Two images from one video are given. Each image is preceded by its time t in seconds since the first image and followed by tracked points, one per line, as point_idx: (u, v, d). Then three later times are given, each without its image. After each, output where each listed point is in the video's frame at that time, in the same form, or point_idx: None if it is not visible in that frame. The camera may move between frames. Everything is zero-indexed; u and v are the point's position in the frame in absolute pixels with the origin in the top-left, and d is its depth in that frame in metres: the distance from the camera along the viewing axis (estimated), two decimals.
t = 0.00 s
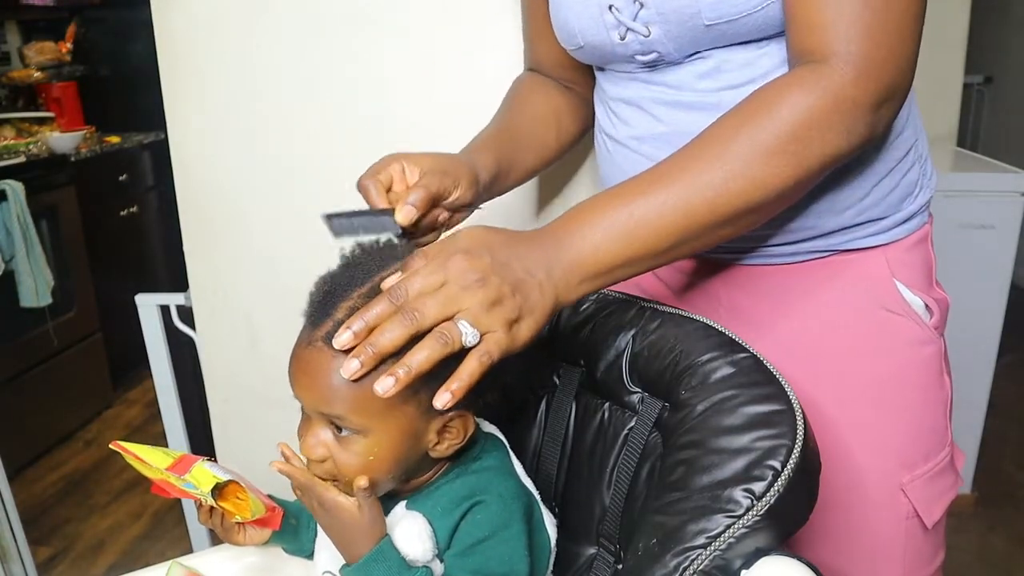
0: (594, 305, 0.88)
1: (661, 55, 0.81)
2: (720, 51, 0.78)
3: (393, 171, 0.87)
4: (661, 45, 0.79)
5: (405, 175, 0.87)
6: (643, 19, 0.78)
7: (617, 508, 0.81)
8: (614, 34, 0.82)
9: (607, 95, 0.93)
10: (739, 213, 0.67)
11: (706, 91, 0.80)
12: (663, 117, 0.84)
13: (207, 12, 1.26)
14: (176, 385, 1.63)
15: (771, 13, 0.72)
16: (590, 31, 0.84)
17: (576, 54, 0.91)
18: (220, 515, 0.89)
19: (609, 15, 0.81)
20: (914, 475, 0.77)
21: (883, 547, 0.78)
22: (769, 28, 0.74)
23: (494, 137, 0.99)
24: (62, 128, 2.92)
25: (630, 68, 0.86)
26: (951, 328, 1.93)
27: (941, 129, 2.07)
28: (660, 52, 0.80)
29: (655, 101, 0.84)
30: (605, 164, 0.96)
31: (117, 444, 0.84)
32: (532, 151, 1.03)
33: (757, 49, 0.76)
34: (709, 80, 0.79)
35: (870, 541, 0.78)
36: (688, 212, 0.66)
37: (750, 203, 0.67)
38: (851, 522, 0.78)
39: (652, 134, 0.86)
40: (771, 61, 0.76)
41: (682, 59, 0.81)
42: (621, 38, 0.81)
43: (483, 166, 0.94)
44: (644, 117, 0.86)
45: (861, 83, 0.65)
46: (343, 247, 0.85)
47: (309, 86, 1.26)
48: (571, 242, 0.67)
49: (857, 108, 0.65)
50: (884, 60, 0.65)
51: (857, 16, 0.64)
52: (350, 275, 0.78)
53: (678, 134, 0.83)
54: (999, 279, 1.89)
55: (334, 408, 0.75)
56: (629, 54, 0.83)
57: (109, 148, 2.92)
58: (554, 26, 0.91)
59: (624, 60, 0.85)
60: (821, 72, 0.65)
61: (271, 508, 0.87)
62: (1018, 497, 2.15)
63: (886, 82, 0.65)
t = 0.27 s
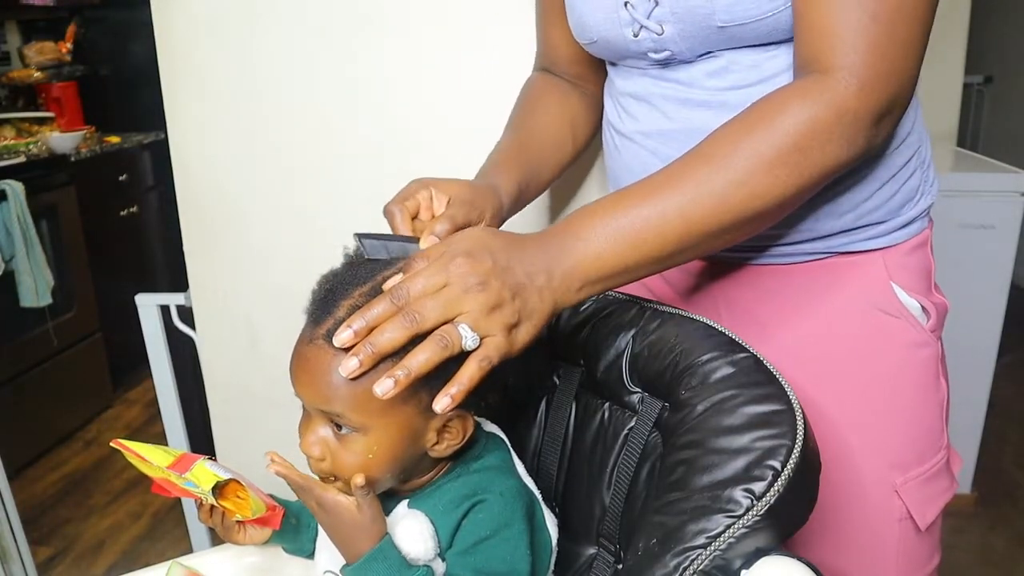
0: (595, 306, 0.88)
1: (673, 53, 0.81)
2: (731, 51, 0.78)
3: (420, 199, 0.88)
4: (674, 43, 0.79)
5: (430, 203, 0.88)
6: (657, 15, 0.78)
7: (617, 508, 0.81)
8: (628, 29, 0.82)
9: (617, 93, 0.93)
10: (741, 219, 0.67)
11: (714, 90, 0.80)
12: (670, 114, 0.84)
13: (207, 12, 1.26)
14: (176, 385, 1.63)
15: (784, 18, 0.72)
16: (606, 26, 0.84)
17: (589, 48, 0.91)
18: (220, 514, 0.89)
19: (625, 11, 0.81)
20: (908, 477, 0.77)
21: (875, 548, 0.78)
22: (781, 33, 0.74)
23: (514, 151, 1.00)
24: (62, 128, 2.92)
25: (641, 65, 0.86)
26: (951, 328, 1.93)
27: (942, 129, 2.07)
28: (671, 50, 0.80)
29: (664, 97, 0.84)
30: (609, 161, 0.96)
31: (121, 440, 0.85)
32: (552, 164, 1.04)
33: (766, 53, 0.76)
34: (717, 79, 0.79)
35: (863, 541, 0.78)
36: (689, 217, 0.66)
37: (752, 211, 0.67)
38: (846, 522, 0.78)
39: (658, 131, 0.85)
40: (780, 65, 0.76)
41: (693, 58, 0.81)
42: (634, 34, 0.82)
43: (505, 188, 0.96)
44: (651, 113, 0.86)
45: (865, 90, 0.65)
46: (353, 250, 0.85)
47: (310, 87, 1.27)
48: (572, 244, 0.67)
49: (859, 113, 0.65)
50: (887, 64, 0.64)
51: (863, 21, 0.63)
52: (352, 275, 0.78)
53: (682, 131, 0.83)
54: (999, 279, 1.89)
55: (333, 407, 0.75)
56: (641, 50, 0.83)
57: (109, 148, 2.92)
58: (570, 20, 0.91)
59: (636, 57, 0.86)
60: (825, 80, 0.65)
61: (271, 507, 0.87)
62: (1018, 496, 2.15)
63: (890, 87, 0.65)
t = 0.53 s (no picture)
0: (595, 306, 0.88)
1: (682, 50, 0.81)
2: (740, 50, 0.78)
3: (432, 173, 0.89)
4: (684, 40, 0.79)
5: (442, 178, 0.89)
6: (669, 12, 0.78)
7: (617, 508, 0.81)
8: (639, 24, 0.82)
9: (622, 88, 0.93)
10: (741, 220, 0.67)
11: (722, 86, 0.80)
12: (677, 109, 0.84)
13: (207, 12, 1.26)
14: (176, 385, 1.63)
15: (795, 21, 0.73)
16: (616, 20, 0.84)
17: (596, 41, 0.91)
18: (220, 514, 0.88)
19: (636, 6, 0.81)
20: (905, 475, 0.77)
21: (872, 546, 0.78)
22: (792, 35, 0.75)
23: (524, 134, 1.01)
24: (62, 128, 2.92)
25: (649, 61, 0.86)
26: (951, 328, 1.93)
27: (942, 129, 2.07)
28: (681, 47, 0.80)
29: (672, 92, 0.84)
30: (613, 156, 0.96)
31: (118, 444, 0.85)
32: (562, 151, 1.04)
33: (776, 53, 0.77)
34: (726, 76, 0.79)
35: (860, 539, 0.78)
36: (689, 217, 0.66)
37: (753, 211, 0.67)
38: (842, 521, 0.78)
39: (665, 126, 0.85)
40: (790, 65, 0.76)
41: (702, 56, 0.80)
42: (645, 29, 0.81)
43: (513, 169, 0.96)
44: (658, 108, 0.86)
45: (865, 93, 0.65)
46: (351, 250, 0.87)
47: (310, 87, 1.27)
48: (572, 244, 0.67)
49: (860, 112, 0.65)
50: (889, 69, 0.64)
51: (866, 25, 0.63)
52: (348, 279, 0.79)
53: (689, 127, 0.83)
54: (999, 279, 1.89)
55: (332, 412, 0.75)
56: (650, 46, 0.83)
57: (109, 148, 2.92)
58: (579, 14, 0.91)
59: (644, 53, 0.85)
60: (825, 83, 0.65)
61: (271, 508, 0.87)
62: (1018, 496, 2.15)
63: (891, 89, 0.65)
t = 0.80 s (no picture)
0: (595, 307, 0.88)
1: (688, 51, 0.81)
2: (745, 51, 0.78)
3: (416, 210, 0.89)
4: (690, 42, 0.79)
5: (428, 215, 0.89)
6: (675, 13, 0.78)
7: (617, 508, 0.81)
8: (645, 26, 0.82)
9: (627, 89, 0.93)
10: (742, 223, 0.67)
11: (726, 88, 0.80)
12: (681, 111, 0.84)
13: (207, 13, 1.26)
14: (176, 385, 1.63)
15: (800, 24, 0.72)
16: (622, 22, 0.84)
17: (602, 43, 0.91)
18: (220, 515, 0.88)
19: (642, 8, 0.81)
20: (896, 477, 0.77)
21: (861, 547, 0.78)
22: (797, 37, 0.75)
23: (516, 157, 1.00)
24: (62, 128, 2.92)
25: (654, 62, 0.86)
26: (951, 328, 1.93)
27: (942, 129, 2.07)
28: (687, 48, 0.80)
29: (676, 93, 0.84)
30: (616, 157, 0.96)
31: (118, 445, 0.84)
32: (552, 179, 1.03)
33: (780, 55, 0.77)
34: (731, 77, 0.79)
35: (849, 540, 0.78)
36: (691, 218, 0.66)
37: (755, 213, 0.67)
38: (835, 522, 0.78)
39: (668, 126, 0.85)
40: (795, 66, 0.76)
41: (708, 57, 0.81)
42: (651, 31, 0.81)
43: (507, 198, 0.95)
44: (661, 109, 0.86)
45: (867, 96, 0.65)
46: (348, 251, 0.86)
47: (310, 88, 1.27)
48: (574, 247, 0.67)
49: (861, 115, 0.65)
50: (890, 73, 0.64)
51: (869, 29, 0.63)
52: (350, 282, 0.78)
53: (693, 129, 0.83)
54: (999, 279, 1.89)
55: (335, 416, 0.75)
56: (656, 48, 0.83)
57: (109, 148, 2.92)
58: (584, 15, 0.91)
59: (649, 54, 0.86)
60: (828, 86, 0.65)
61: (271, 509, 0.87)
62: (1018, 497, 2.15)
63: (892, 90, 0.65)
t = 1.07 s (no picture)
0: (596, 306, 0.88)
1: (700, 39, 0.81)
2: (756, 44, 0.78)
3: (379, 138, 0.90)
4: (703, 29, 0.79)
5: (389, 142, 0.90)
6: None
7: (617, 509, 0.81)
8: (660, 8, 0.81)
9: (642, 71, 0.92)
10: (765, 223, 0.66)
11: (734, 79, 0.80)
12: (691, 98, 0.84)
13: (207, 13, 1.26)
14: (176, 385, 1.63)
15: (812, 22, 0.72)
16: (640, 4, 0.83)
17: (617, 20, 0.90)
18: (220, 518, 0.88)
19: None
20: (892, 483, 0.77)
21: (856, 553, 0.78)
22: (807, 36, 0.74)
23: (509, 120, 1.00)
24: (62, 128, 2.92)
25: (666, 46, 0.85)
26: (951, 329, 1.93)
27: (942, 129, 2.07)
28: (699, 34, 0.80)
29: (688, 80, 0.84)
30: (624, 142, 0.96)
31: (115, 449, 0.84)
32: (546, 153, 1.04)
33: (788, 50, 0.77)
34: (739, 69, 0.80)
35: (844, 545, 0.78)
36: (716, 215, 0.65)
37: (771, 217, 0.66)
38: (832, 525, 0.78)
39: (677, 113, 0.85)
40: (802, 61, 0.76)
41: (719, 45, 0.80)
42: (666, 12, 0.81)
43: (481, 156, 0.94)
44: (671, 96, 0.86)
45: (901, 104, 0.65)
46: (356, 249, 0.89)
47: (309, 88, 1.27)
48: (599, 233, 0.65)
49: (892, 123, 0.65)
50: (921, 84, 0.65)
51: (898, 38, 0.64)
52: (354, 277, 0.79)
53: (698, 118, 0.83)
54: (1000, 279, 1.89)
55: (333, 415, 0.76)
56: (669, 30, 0.82)
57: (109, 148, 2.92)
58: None
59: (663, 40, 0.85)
60: (861, 94, 0.65)
61: (271, 512, 0.87)
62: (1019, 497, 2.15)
63: (924, 100, 0.65)
